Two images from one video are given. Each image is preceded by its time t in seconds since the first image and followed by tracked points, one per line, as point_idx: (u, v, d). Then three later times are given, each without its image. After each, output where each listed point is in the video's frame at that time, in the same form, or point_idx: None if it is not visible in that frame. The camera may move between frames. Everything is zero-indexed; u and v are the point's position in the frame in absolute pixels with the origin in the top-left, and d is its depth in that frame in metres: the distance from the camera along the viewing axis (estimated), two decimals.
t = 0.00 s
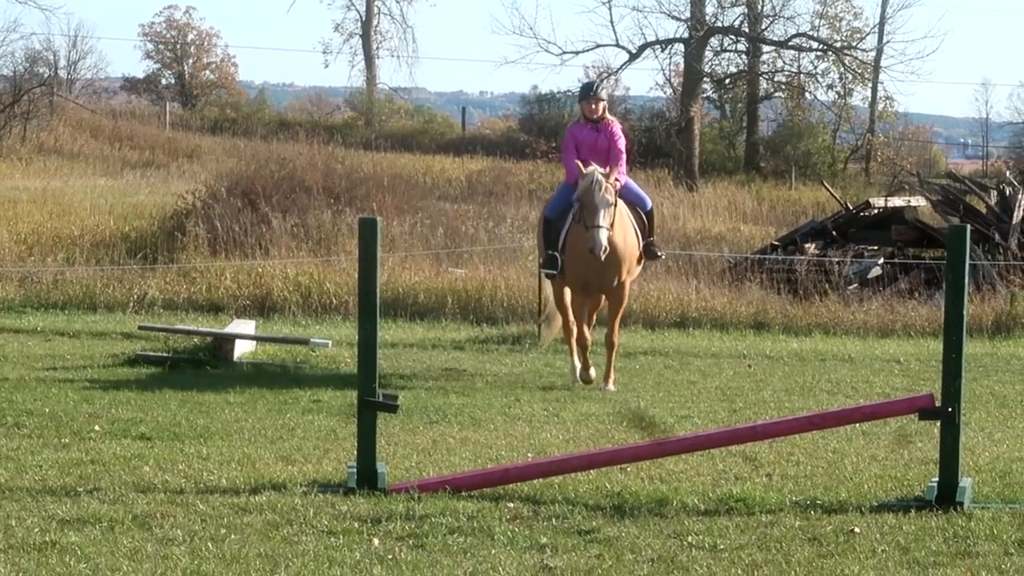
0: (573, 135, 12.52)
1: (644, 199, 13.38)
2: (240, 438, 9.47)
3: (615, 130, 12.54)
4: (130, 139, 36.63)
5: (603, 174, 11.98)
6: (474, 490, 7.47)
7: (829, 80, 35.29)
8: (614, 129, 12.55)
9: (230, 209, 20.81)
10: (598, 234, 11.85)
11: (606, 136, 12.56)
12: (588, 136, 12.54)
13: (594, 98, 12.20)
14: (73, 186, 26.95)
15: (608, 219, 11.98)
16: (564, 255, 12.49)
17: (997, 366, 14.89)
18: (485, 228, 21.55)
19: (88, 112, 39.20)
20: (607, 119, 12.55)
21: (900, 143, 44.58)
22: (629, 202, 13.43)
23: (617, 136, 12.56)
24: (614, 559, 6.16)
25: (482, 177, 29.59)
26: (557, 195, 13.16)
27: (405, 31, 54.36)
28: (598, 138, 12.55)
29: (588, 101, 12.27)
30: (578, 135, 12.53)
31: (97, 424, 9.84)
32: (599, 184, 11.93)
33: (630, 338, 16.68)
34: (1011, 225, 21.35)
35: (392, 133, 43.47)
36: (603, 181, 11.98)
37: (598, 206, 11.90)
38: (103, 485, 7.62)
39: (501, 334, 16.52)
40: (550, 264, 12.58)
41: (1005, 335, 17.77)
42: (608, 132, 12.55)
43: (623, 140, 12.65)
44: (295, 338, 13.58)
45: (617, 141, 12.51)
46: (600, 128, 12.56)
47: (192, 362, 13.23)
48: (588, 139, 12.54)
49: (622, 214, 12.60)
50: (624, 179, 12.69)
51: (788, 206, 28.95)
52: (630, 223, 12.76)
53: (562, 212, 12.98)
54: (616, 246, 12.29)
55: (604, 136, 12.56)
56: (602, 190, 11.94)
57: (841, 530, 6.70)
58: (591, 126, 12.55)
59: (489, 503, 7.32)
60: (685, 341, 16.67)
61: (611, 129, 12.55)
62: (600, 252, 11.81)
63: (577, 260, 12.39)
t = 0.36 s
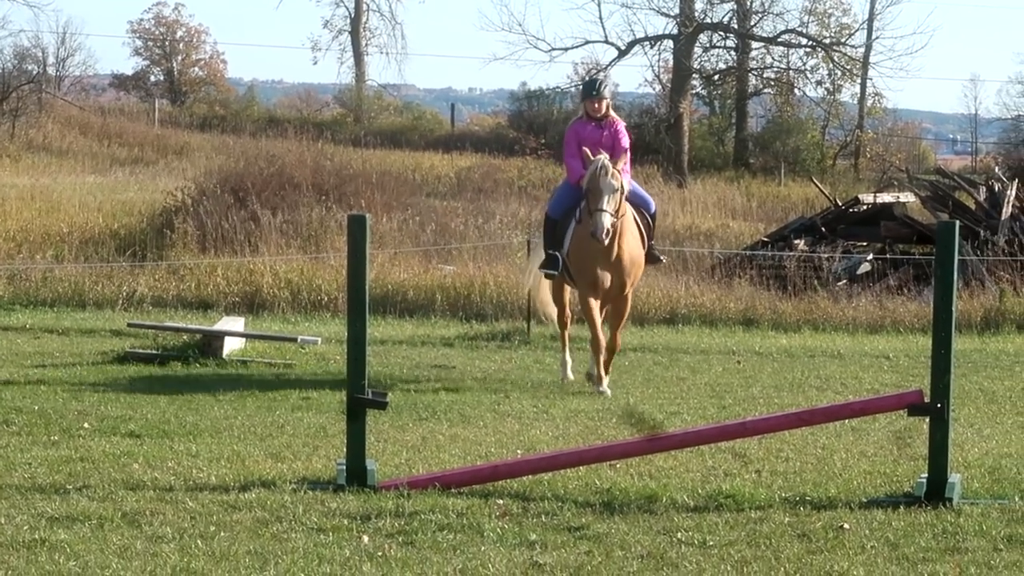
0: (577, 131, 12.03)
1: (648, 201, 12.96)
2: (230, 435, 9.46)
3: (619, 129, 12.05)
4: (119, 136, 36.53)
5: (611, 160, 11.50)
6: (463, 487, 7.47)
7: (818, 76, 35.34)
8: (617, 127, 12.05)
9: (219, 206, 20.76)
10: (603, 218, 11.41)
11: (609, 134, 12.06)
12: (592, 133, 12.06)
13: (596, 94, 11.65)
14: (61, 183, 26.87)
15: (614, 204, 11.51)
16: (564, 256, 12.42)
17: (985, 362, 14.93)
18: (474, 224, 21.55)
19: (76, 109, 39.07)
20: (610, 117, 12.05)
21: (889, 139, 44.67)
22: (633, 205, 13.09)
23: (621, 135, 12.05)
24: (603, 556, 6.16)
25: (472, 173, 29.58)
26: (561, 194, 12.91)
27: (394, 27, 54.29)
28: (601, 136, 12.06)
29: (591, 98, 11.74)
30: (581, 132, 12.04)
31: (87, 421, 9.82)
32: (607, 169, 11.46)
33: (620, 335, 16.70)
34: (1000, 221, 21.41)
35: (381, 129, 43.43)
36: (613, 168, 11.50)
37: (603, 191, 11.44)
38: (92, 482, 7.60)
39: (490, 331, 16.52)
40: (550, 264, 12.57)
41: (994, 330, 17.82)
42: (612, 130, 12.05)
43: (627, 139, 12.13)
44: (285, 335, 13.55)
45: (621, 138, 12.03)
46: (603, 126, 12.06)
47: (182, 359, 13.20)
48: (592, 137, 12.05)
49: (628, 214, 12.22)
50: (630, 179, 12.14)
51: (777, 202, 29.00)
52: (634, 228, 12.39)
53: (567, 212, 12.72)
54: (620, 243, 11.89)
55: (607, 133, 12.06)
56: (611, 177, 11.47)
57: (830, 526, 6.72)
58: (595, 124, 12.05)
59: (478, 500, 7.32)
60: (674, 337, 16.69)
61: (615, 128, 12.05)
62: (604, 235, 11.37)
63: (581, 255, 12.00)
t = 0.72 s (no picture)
0: (595, 133, 11.74)
1: (664, 199, 12.48)
2: (226, 438, 9.45)
3: (638, 129, 11.74)
4: (114, 139, 36.48)
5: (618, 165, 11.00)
6: (460, 489, 7.47)
7: (813, 77, 35.39)
8: (637, 129, 11.74)
9: (215, 208, 20.75)
10: (612, 224, 10.89)
11: (629, 135, 11.75)
12: (611, 134, 11.75)
13: (615, 97, 11.43)
14: (56, 186, 26.84)
15: (623, 210, 10.99)
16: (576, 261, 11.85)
17: (981, 363, 14.95)
18: (470, 227, 21.55)
19: (72, 112, 39.02)
20: (630, 117, 11.75)
21: (884, 140, 44.74)
22: (648, 203, 12.49)
23: (641, 135, 11.75)
24: (600, 558, 6.17)
25: (468, 176, 29.61)
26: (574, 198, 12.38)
27: (389, 29, 54.29)
28: (620, 138, 11.75)
29: (609, 99, 11.48)
30: (599, 134, 11.75)
31: (83, 424, 9.80)
32: (613, 174, 10.97)
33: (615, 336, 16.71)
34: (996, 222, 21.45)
35: (376, 132, 43.42)
36: (620, 174, 11.03)
37: (611, 197, 10.94)
38: (88, 486, 7.59)
39: (486, 333, 16.53)
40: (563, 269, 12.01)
41: (990, 331, 17.85)
42: (631, 131, 11.74)
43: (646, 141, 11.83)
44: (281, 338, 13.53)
45: (640, 140, 11.71)
46: (623, 127, 11.76)
47: (177, 362, 13.19)
48: (611, 138, 11.75)
49: (642, 213, 11.63)
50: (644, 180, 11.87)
51: (772, 203, 29.02)
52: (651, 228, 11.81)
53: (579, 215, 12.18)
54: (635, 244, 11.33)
55: (627, 135, 11.75)
56: (616, 182, 10.97)
57: (826, 528, 6.72)
58: (614, 125, 11.76)
59: (474, 502, 7.31)
60: (671, 339, 16.71)
61: (634, 129, 11.74)
62: (614, 241, 10.86)
63: (593, 263, 11.49)
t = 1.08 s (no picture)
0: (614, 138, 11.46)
1: (687, 206, 12.23)
2: (230, 445, 9.46)
3: (659, 133, 11.43)
4: (118, 146, 36.54)
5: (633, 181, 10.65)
6: (464, 496, 7.47)
7: (816, 83, 35.41)
8: (658, 132, 11.43)
9: (219, 215, 20.78)
10: (629, 246, 10.52)
11: (650, 140, 11.46)
12: (632, 139, 11.44)
13: (636, 99, 11.13)
14: (60, 193, 26.90)
15: (639, 229, 10.65)
16: (594, 266, 11.53)
17: (985, 369, 14.94)
18: (473, 233, 21.57)
19: (75, 119, 39.09)
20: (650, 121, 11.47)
21: (888, 145, 44.74)
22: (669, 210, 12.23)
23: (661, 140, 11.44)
24: (604, 564, 6.17)
25: (471, 182, 29.61)
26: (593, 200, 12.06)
27: (392, 36, 54.37)
28: (641, 142, 11.45)
29: (629, 102, 11.19)
30: (618, 138, 11.48)
31: (87, 432, 9.81)
32: (629, 192, 10.60)
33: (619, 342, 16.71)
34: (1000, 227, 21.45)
35: (380, 138, 43.47)
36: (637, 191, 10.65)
37: (627, 216, 10.59)
38: (92, 493, 7.60)
39: (490, 340, 16.52)
40: (579, 274, 11.70)
41: (994, 336, 17.84)
42: (651, 135, 11.45)
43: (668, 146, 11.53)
44: (284, 345, 13.54)
45: (661, 145, 11.40)
46: (643, 131, 11.46)
47: (182, 369, 13.20)
48: (631, 143, 11.44)
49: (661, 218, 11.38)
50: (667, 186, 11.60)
51: (776, 209, 29.02)
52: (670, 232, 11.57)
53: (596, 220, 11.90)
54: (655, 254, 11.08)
55: (648, 140, 11.46)
56: (633, 201, 10.61)
57: (830, 533, 6.72)
58: (634, 129, 11.45)
59: (479, 509, 7.31)
60: (675, 345, 16.71)
61: (655, 134, 11.44)
62: (631, 264, 10.50)
63: (612, 274, 11.20)
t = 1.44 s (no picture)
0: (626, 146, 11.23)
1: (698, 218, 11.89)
2: (231, 457, 9.46)
3: (671, 143, 11.18)
4: (119, 158, 36.60)
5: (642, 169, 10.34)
6: (465, 508, 7.47)
7: (817, 93, 35.46)
8: (670, 142, 11.17)
9: (220, 227, 20.80)
10: (624, 231, 10.02)
11: (662, 150, 11.21)
12: (642, 147, 11.23)
13: (649, 107, 10.92)
14: (62, 205, 26.93)
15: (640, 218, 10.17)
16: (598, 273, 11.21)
17: (987, 380, 14.93)
18: (474, 244, 21.59)
19: (77, 131, 39.16)
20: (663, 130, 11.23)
21: (889, 156, 44.76)
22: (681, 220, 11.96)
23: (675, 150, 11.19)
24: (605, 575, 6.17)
25: (472, 193, 29.64)
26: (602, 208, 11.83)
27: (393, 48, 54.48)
28: (652, 151, 11.21)
29: (643, 110, 11.00)
30: (630, 146, 11.25)
31: (88, 443, 9.82)
32: (635, 180, 10.26)
33: (620, 353, 16.72)
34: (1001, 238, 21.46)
35: (381, 150, 43.54)
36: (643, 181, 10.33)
37: (629, 203, 10.15)
38: (94, 505, 7.61)
39: (491, 351, 16.53)
40: (584, 281, 11.39)
41: (995, 347, 17.84)
42: (664, 145, 11.20)
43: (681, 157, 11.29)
44: (285, 356, 13.55)
45: (673, 155, 11.15)
46: (655, 140, 11.24)
47: (183, 381, 13.20)
48: (642, 150, 11.21)
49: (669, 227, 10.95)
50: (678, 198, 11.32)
51: (777, 220, 29.05)
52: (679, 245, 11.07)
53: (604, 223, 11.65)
54: (658, 255, 10.56)
55: (660, 149, 11.21)
56: (638, 188, 10.24)
57: (831, 545, 6.72)
58: (646, 137, 11.24)
59: (479, 521, 7.31)
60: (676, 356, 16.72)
61: (668, 143, 11.18)
62: (624, 250, 9.91)
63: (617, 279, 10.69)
